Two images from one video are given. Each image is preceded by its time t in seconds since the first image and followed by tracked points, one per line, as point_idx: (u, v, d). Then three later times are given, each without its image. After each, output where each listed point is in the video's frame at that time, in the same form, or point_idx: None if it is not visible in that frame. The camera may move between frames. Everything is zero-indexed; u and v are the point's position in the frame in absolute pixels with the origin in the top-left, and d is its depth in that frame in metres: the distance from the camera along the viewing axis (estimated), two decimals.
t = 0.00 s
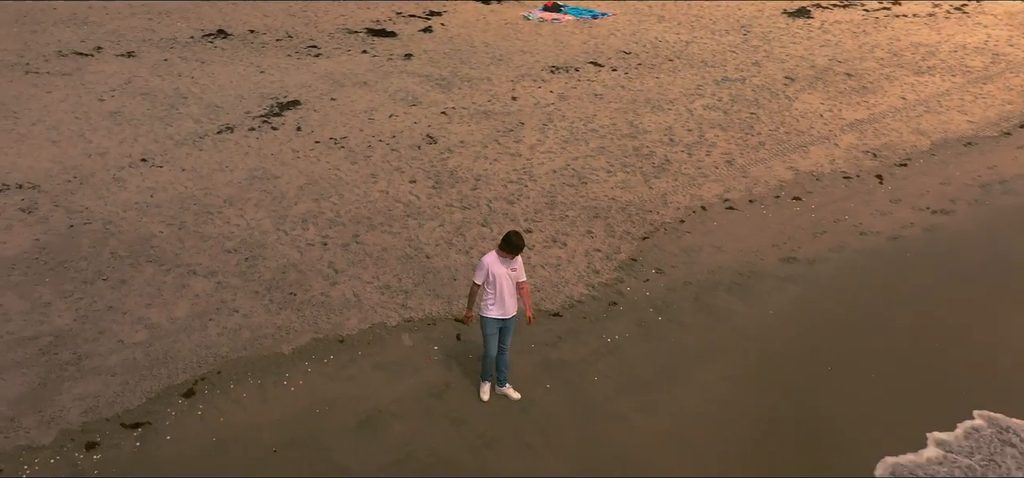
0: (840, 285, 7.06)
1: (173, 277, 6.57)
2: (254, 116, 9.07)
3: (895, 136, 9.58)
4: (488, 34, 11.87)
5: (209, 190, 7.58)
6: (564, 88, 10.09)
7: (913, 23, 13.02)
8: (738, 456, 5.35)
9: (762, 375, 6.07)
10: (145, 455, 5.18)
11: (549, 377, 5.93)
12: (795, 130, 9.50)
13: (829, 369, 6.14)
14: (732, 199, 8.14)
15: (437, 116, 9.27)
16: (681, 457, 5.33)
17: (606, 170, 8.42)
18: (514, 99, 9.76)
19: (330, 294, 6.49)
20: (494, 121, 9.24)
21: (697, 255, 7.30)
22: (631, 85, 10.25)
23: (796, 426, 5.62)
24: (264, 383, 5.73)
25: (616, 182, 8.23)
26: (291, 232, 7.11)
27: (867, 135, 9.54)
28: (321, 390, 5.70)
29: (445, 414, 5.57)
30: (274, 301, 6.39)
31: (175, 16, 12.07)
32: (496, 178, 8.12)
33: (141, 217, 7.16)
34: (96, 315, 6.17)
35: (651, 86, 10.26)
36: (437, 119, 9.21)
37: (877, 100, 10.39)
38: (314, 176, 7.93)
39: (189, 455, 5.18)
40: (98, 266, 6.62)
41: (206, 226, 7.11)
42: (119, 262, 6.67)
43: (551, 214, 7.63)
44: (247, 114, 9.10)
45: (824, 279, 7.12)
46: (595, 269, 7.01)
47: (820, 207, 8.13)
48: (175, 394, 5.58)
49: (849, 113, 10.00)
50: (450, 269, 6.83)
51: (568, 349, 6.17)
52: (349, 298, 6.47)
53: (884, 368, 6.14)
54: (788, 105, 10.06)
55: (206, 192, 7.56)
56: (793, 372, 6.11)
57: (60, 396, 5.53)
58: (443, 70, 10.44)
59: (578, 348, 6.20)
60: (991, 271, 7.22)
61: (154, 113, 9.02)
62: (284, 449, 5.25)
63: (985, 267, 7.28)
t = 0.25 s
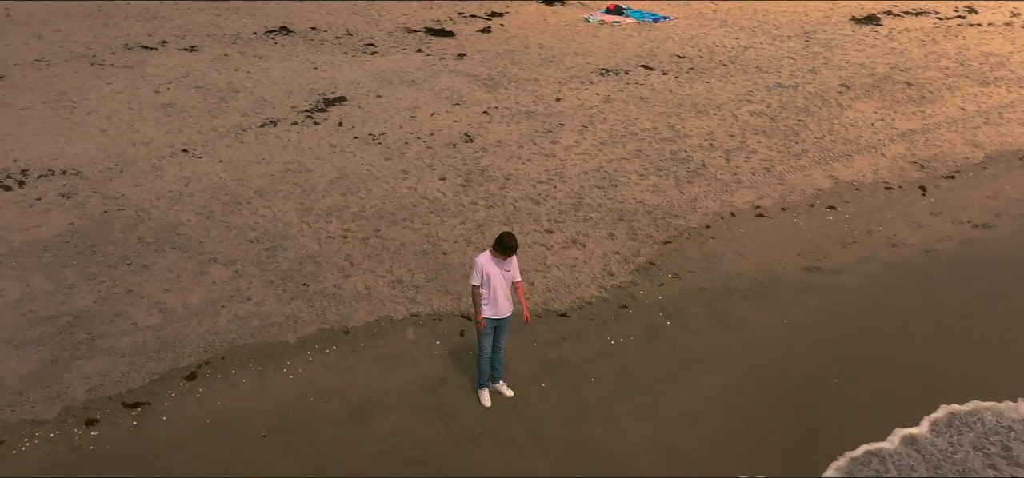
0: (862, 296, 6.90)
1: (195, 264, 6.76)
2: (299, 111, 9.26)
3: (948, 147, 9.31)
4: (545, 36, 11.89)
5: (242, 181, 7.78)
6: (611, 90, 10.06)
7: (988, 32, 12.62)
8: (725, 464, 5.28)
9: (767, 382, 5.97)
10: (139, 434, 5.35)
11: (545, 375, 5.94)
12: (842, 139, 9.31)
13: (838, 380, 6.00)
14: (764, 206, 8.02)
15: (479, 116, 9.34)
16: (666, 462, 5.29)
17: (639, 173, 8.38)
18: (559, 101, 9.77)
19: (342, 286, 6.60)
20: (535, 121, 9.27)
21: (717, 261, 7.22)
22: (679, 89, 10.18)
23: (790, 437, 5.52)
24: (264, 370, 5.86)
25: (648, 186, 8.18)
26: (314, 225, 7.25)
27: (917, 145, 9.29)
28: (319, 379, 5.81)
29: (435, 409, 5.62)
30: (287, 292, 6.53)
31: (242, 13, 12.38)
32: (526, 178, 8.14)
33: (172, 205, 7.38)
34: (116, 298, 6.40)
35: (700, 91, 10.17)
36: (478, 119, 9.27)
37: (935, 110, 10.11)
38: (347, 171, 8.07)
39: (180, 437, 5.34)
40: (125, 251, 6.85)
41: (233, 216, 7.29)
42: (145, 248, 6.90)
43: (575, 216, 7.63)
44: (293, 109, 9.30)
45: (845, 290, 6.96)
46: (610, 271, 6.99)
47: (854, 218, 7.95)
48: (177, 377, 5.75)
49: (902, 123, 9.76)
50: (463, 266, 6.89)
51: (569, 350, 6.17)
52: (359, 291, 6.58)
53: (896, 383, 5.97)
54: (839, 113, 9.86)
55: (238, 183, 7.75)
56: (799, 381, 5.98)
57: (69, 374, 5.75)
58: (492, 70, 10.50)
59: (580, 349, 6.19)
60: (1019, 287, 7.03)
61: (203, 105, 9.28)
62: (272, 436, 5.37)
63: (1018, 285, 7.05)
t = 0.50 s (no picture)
0: (880, 306, 6.74)
1: (215, 254, 6.92)
2: (338, 107, 9.41)
3: (994, 157, 9.06)
4: (594, 38, 11.88)
5: (271, 175, 7.93)
6: (652, 93, 10.01)
7: None
8: (709, 472, 5.23)
9: (767, 392, 5.88)
10: (139, 417, 5.51)
11: (543, 374, 5.95)
12: (883, 147, 9.12)
13: (842, 392, 5.89)
14: (792, 213, 7.91)
15: (515, 116, 9.38)
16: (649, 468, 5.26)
17: (668, 176, 8.32)
18: (598, 102, 9.75)
19: (354, 280, 6.70)
20: (570, 122, 9.27)
21: (735, 267, 7.14)
22: (722, 94, 10.08)
23: (781, 445, 5.45)
24: (267, 359, 5.97)
25: (675, 189, 8.13)
26: (335, 219, 7.36)
27: (962, 155, 9.06)
28: (318, 371, 5.91)
29: (429, 404, 5.67)
30: (300, 284, 6.65)
31: (299, 10, 12.61)
32: (552, 179, 8.15)
33: (201, 196, 7.57)
34: (135, 285, 6.58)
35: (743, 95, 10.06)
36: (514, 118, 9.31)
37: (987, 119, 9.84)
38: (375, 167, 8.18)
39: (177, 422, 5.48)
40: (150, 239, 7.05)
41: (258, 209, 7.45)
42: (169, 237, 7.08)
43: (596, 217, 7.62)
44: (333, 105, 9.45)
45: (864, 299, 6.81)
46: (624, 273, 6.97)
47: (885, 227, 7.79)
48: (182, 363, 5.90)
49: (950, 131, 9.52)
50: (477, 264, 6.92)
51: (571, 351, 6.17)
52: (370, 285, 6.66)
53: (900, 394, 5.84)
54: (884, 121, 9.67)
55: (268, 176, 7.91)
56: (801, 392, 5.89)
57: (80, 357, 5.94)
58: (535, 71, 10.53)
59: (582, 350, 6.18)
60: None
61: (246, 100, 9.48)
62: (265, 423, 5.48)
63: None
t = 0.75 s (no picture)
0: (906, 321, 6.56)
1: (244, 243, 7.09)
2: (387, 104, 9.54)
3: None
4: (655, 40, 11.80)
5: (311, 168, 8.10)
6: (703, 97, 9.92)
7: None
8: (698, 469, 5.25)
9: (775, 400, 5.79)
10: (149, 398, 5.69)
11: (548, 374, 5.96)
12: (937, 157, 8.87)
13: (852, 405, 5.76)
14: (829, 222, 7.75)
15: (561, 116, 9.39)
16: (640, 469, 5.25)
17: (706, 181, 8.24)
18: (647, 105, 9.70)
19: (375, 274, 6.80)
20: (615, 124, 9.24)
21: (761, 274, 7.03)
22: (776, 99, 9.93)
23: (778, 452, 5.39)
24: (279, 348, 6.11)
25: (711, 194, 8.04)
26: (365, 214, 7.48)
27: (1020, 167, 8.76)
28: (327, 361, 6.01)
29: (430, 399, 5.73)
30: (322, 275, 6.77)
31: (366, 8, 12.81)
32: (588, 180, 8.14)
33: (240, 187, 7.76)
34: (164, 271, 6.79)
35: (797, 101, 9.89)
36: (559, 119, 9.32)
37: None
38: (413, 163, 8.28)
39: (185, 404, 5.64)
40: (185, 227, 7.26)
41: (292, 201, 7.61)
42: (203, 226, 7.28)
43: (626, 220, 7.59)
44: (382, 101, 9.58)
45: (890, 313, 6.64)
46: (646, 277, 6.92)
47: (925, 239, 7.58)
48: (198, 348, 6.07)
49: (1010, 143, 9.21)
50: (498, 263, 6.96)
51: (580, 352, 6.16)
52: (390, 279, 6.75)
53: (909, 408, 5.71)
54: (942, 131, 9.40)
55: (307, 169, 8.08)
56: (809, 403, 5.78)
57: (102, 337, 6.15)
58: (589, 73, 10.51)
59: (591, 351, 6.17)
60: None
61: (299, 95, 9.68)
62: (268, 410, 5.61)
63: None
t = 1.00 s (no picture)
0: (932, 335, 6.37)
1: (274, 236, 7.23)
2: (433, 102, 9.63)
3: None
4: (712, 44, 11.69)
5: (348, 164, 8.22)
6: (753, 102, 9.79)
7: None
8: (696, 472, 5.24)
9: (783, 410, 5.71)
10: (164, 383, 5.84)
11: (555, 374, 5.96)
12: (988, 168, 8.62)
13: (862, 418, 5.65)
14: (865, 231, 7.59)
15: (605, 118, 9.36)
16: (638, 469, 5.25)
17: (743, 186, 8.14)
18: (693, 108, 9.62)
19: (397, 270, 6.87)
20: (658, 127, 9.18)
21: (788, 282, 6.91)
22: (827, 106, 9.76)
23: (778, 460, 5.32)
24: (294, 339, 6.21)
25: (746, 199, 7.94)
26: (395, 210, 7.56)
27: None
28: (340, 354, 6.10)
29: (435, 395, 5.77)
30: (345, 269, 6.87)
31: (428, 8, 12.93)
32: (622, 182, 8.11)
33: (276, 181, 7.92)
34: (194, 260, 6.96)
35: (849, 108, 9.70)
36: (603, 121, 9.30)
37: None
38: (450, 162, 8.34)
39: (197, 390, 5.78)
40: (219, 219, 7.43)
41: (326, 196, 7.73)
42: (237, 218, 7.44)
43: (656, 223, 7.54)
44: (429, 100, 9.68)
45: (916, 327, 6.45)
46: (668, 281, 6.87)
47: (964, 252, 7.37)
48: (216, 336, 6.21)
49: None
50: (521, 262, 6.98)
51: (591, 354, 6.14)
52: (411, 276, 6.82)
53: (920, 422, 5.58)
54: (998, 141, 9.12)
55: (344, 165, 8.20)
56: (818, 414, 5.68)
57: (127, 323, 6.34)
58: (640, 75, 10.46)
59: (602, 354, 6.14)
60: None
61: (348, 92, 9.83)
62: (276, 399, 5.71)
63: None
